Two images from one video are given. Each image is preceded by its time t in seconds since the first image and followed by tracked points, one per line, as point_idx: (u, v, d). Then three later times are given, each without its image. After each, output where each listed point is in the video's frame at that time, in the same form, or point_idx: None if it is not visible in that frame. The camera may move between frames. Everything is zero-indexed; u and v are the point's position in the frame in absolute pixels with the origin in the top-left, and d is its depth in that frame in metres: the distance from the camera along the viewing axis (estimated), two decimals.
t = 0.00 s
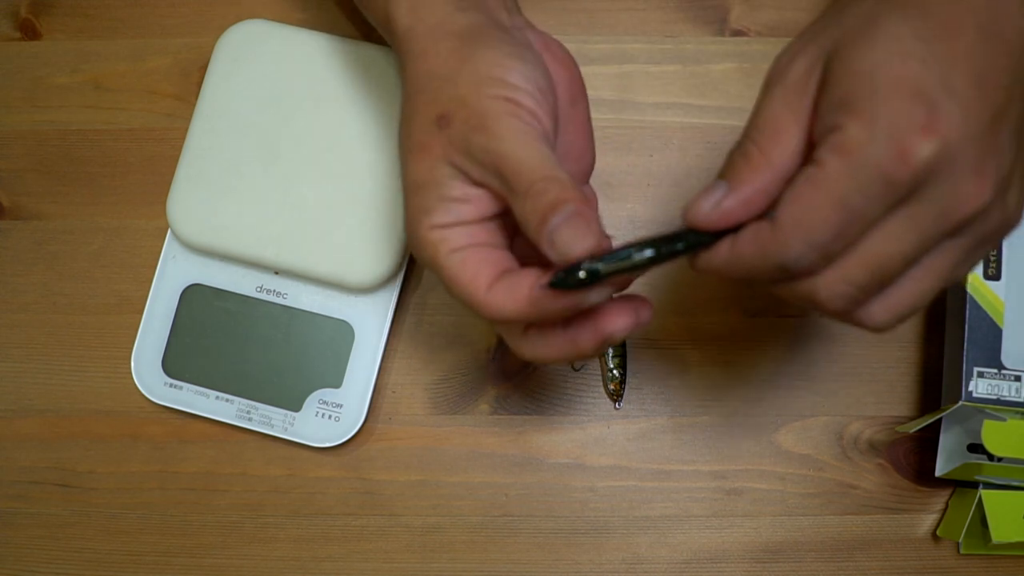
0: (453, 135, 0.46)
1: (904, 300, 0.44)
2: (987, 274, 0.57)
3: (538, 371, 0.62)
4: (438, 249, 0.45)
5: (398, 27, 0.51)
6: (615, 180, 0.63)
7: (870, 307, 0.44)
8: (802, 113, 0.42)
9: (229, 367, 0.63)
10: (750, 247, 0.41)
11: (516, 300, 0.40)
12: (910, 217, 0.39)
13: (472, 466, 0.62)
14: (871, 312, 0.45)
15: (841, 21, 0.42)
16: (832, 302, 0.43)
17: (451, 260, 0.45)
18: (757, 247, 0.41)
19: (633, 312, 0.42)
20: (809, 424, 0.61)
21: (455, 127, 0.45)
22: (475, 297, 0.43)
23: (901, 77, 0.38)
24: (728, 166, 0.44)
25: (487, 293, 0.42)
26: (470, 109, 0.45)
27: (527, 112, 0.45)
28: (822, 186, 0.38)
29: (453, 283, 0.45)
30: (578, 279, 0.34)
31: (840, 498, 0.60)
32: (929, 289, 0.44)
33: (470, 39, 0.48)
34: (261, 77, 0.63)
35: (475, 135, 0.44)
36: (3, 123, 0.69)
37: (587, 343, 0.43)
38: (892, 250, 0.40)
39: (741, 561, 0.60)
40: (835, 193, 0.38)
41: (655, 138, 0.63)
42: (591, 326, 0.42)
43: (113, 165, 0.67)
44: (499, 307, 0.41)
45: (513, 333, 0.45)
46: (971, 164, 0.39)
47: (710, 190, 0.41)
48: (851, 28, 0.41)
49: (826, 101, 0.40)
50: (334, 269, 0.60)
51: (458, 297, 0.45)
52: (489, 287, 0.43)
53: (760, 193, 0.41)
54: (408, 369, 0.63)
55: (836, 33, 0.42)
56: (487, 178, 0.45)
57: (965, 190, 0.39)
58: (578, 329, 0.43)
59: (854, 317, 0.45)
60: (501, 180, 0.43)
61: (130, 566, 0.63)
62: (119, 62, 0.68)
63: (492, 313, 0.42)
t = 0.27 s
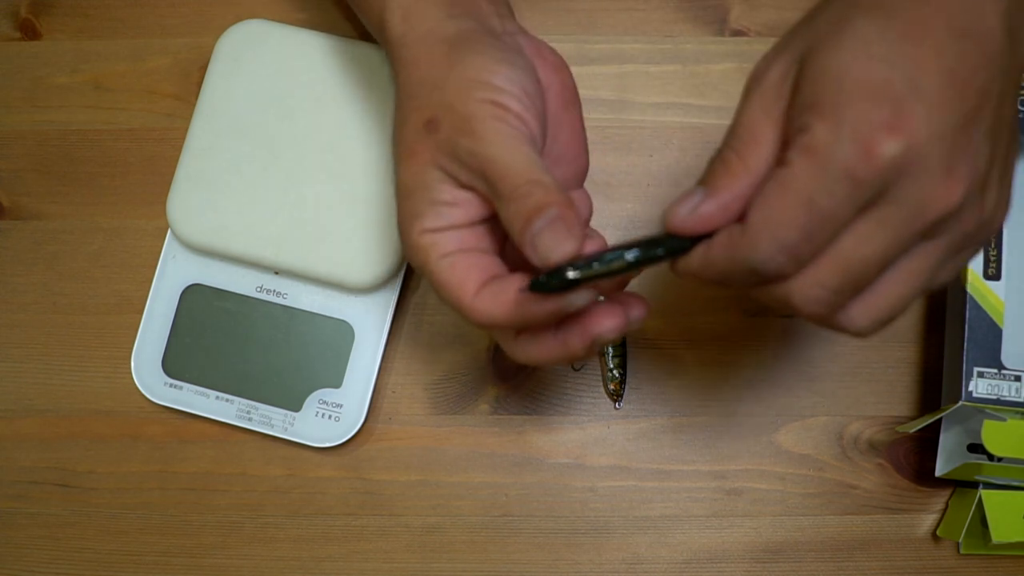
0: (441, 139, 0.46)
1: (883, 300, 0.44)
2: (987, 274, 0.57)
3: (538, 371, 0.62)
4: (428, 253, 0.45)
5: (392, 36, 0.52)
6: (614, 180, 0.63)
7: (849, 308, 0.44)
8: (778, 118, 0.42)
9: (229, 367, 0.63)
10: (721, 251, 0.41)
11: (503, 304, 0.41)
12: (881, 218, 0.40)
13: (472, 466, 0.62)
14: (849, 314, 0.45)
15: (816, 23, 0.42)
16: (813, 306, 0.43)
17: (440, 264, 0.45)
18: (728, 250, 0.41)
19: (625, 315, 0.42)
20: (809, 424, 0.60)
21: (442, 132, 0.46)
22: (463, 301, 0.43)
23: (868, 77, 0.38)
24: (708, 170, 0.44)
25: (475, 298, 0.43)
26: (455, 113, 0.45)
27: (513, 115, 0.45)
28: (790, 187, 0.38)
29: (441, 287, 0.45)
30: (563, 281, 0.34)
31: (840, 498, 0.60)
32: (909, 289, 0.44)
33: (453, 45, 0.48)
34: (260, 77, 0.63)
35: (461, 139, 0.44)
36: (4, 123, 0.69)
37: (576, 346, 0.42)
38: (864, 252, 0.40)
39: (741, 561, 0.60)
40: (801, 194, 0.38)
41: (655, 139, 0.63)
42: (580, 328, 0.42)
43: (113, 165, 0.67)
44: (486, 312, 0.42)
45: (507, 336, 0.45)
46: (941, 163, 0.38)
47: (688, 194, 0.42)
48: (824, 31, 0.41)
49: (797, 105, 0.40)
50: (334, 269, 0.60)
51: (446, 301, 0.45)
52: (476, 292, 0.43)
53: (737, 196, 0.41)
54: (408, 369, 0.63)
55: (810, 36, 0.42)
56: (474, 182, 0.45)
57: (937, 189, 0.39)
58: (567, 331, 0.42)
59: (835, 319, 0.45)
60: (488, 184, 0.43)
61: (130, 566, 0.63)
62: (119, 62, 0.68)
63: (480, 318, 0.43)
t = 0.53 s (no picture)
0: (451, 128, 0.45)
1: (892, 285, 0.44)
2: (987, 274, 0.57)
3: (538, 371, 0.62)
4: (437, 255, 0.44)
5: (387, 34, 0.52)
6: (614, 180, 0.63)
7: (863, 293, 0.44)
8: (793, 107, 0.42)
9: (229, 367, 0.63)
10: (743, 237, 0.39)
11: (525, 307, 0.40)
12: (901, 196, 0.40)
13: (472, 466, 0.62)
14: (863, 300, 0.44)
15: (824, 18, 0.43)
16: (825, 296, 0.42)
17: (451, 268, 0.43)
18: (751, 235, 0.39)
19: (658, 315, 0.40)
20: (809, 424, 0.61)
21: (451, 120, 0.45)
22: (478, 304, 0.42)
23: (888, 58, 0.39)
24: (725, 156, 0.43)
25: (490, 303, 0.41)
26: (466, 101, 0.45)
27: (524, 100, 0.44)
28: (819, 165, 0.37)
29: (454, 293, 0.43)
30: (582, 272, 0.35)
31: (840, 498, 0.60)
32: (917, 276, 0.44)
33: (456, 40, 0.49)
34: (260, 77, 0.63)
35: (473, 126, 0.44)
36: (4, 123, 0.69)
37: (606, 353, 0.41)
38: (885, 232, 0.40)
39: (741, 561, 0.60)
40: (832, 170, 0.37)
41: (655, 138, 0.63)
42: (610, 334, 0.40)
43: (113, 165, 0.67)
44: (505, 317, 0.41)
45: (524, 348, 0.45)
46: (954, 144, 0.40)
47: (706, 180, 0.41)
48: (833, 23, 0.42)
49: (815, 89, 0.41)
50: (334, 269, 0.60)
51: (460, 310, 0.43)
52: (492, 296, 0.41)
53: (757, 178, 0.41)
54: (408, 369, 0.63)
55: (819, 28, 0.42)
56: (486, 172, 0.44)
57: (949, 169, 0.40)
58: (596, 335, 0.41)
59: (848, 306, 0.45)
60: (503, 173, 0.42)
61: (129, 566, 0.63)
62: (119, 62, 0.68)
63: (496, 322, 0.41)
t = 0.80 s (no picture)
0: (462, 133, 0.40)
1: (872, 290, 0.45)
2: (987, 274, 0.57)
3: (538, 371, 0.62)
4: (442, 264, 0.39)
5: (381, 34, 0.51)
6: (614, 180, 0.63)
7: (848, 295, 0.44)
8: (781, 118, 0.41)
9: (229, 367, 0.63)
10: (740, 244, 0.38)
11: (547, 315, 0.36)
12: (889, 202, 0.40)
13: (472, 465, 0.62)
14: (848, 302, 0.45)
15: (807, 32, 0.43)
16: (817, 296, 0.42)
17: (460, 276, 0.38)
18: (750, 242, 0.38)
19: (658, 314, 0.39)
20: (809, 424, 0.61)
21: (465, 123, 0.40)
22: (492, 317, 0.38)
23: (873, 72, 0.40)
24: (716, 170, 0.42)
25: (508, 312, 0.37)
26: (476, 102, 0.40)
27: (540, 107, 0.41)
28: (816, 173, 0.37)
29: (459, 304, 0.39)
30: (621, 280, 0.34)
31: (840, 498, 0.60)
32: (896, 280, 0.45)
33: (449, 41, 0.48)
34: (259, 78, 0.63)
35: (488, 128, 0.39)
36: (4, 123, 0.69)
37: (613, 356, 0.39)
38: (873, 238, 0.40)
39: (740, 561, 0.60)
40: (830, 180, 0.37)
41: (656, 138, 0.63)
42: (618, 335, 0.38)
43: (113, 165, 0.67)
44: (526, 327, 0.37)
45: (520, 356, 0.41)
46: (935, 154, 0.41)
47: (700, 192, 0.40)
48: (817, 38, 0.42)
49: (804, 102, 0.40)
50: (334, 269, 0.60)
51: (465, 319, 0.39)
52: (508, 305, 0.37)
53: (749, 188, 0.40)
54: (408, 369, 0.63)
55: (804, 41, 0.42)
56: (496, 176, 0.39)
57: (931, 178, 0.41)
58: (603, 339, 0.39)
59: (832, 310, 0.45)
60: (520, 179, 0.38)
61: (130, 566, 0.63)
62: (119, 62, 0.68)
63: (511, 335, 0.38)
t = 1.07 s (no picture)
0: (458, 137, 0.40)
1: (863, 295, 0.45)
2: (986, 274, 0.57)
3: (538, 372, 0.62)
4: (440, 269, 0.39)
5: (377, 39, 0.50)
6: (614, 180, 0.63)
7: (839, 300, 0.45)
8: (775, 122, 0.41)
9: (229, 367, 0.63)
10: (732, 247, 0.39)
11: (544, 322, 0.36)
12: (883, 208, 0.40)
13: (472, 466, 0.62)
14: (840, 306, 0.45)
15: (801, 36, 0.43)
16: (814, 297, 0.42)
17: (456, 281, 0.38)
18: (741, 246, 0.38)
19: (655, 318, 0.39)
20: (809, 424, 0.60)
21: (462, 129, 0.40)
22: (489, 323, 0.38)
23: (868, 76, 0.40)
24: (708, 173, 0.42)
25: (505, 318, 0.37)
26: (472, 108, 0.40)
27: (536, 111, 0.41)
28: (807, 179, 0.37)
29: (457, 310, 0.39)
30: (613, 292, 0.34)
31: (840, 498, 0.60)
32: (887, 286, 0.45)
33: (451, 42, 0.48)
34: (259, 78, 0.63)
35: (484, 133, 0.39)
36: (4, 123, 0.69)
37: (611, 359, 0.39)
38: (865, 243, 0.41)
39: (740, 561, 0.60)
40: (821, 186, 0.37)
41: (656, 139, 0.63)
42: (615, 339, 0.38)
43: (113, 165, 0.67)
44: (522, 334, 0.37)
45: (518, 360, 0.41)
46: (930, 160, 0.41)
47: (693, 194, 0.40)
48: (813, 42, 0.42)
49: (800, 106, 0.40)
50: (335, 269, 0.60)
51: (463, 324, 0.39)
52: (505, 311, 0.37)
53: (742, 193, 0.40)
54: (407, 369, 0.63)
55: (800, 45, 0.42)
56: (493, 181, 0.39)
57: (924, 184, 0.41)
58: (600, 343, 0.39)
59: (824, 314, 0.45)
60: (515, 183, 0.38)
61: (130, 566, 0.63)
62: (119, 62, 0.68)
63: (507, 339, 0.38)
